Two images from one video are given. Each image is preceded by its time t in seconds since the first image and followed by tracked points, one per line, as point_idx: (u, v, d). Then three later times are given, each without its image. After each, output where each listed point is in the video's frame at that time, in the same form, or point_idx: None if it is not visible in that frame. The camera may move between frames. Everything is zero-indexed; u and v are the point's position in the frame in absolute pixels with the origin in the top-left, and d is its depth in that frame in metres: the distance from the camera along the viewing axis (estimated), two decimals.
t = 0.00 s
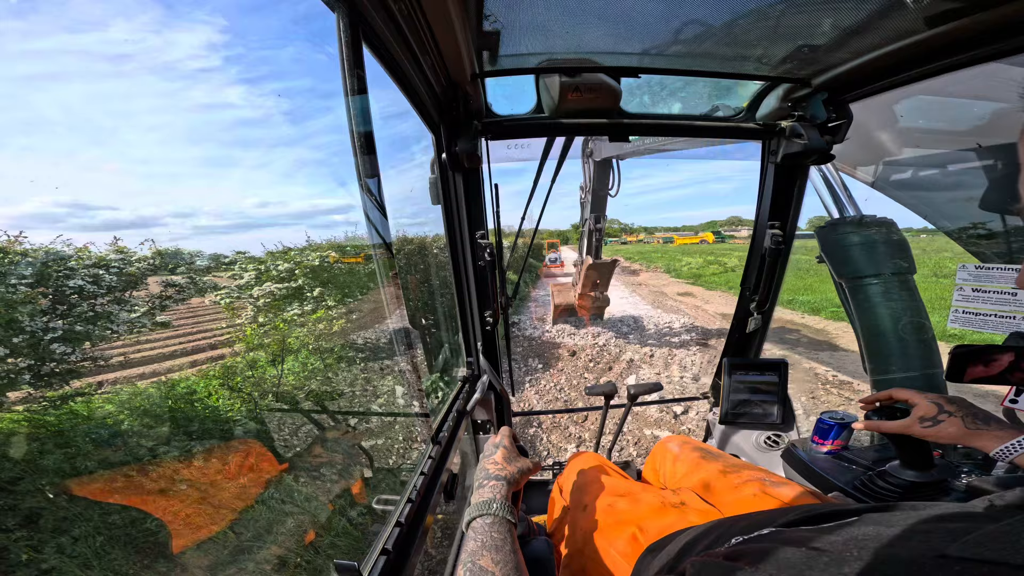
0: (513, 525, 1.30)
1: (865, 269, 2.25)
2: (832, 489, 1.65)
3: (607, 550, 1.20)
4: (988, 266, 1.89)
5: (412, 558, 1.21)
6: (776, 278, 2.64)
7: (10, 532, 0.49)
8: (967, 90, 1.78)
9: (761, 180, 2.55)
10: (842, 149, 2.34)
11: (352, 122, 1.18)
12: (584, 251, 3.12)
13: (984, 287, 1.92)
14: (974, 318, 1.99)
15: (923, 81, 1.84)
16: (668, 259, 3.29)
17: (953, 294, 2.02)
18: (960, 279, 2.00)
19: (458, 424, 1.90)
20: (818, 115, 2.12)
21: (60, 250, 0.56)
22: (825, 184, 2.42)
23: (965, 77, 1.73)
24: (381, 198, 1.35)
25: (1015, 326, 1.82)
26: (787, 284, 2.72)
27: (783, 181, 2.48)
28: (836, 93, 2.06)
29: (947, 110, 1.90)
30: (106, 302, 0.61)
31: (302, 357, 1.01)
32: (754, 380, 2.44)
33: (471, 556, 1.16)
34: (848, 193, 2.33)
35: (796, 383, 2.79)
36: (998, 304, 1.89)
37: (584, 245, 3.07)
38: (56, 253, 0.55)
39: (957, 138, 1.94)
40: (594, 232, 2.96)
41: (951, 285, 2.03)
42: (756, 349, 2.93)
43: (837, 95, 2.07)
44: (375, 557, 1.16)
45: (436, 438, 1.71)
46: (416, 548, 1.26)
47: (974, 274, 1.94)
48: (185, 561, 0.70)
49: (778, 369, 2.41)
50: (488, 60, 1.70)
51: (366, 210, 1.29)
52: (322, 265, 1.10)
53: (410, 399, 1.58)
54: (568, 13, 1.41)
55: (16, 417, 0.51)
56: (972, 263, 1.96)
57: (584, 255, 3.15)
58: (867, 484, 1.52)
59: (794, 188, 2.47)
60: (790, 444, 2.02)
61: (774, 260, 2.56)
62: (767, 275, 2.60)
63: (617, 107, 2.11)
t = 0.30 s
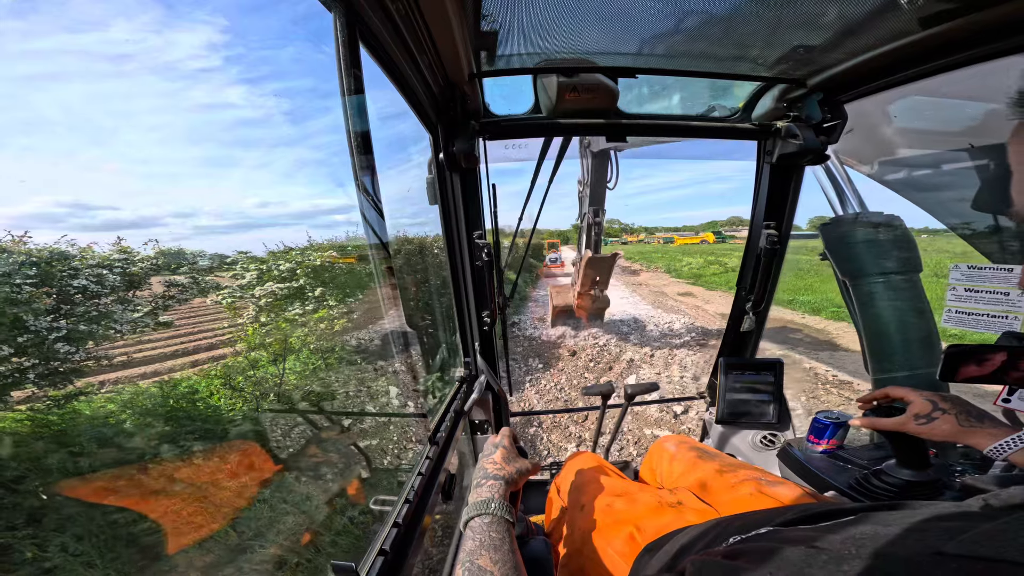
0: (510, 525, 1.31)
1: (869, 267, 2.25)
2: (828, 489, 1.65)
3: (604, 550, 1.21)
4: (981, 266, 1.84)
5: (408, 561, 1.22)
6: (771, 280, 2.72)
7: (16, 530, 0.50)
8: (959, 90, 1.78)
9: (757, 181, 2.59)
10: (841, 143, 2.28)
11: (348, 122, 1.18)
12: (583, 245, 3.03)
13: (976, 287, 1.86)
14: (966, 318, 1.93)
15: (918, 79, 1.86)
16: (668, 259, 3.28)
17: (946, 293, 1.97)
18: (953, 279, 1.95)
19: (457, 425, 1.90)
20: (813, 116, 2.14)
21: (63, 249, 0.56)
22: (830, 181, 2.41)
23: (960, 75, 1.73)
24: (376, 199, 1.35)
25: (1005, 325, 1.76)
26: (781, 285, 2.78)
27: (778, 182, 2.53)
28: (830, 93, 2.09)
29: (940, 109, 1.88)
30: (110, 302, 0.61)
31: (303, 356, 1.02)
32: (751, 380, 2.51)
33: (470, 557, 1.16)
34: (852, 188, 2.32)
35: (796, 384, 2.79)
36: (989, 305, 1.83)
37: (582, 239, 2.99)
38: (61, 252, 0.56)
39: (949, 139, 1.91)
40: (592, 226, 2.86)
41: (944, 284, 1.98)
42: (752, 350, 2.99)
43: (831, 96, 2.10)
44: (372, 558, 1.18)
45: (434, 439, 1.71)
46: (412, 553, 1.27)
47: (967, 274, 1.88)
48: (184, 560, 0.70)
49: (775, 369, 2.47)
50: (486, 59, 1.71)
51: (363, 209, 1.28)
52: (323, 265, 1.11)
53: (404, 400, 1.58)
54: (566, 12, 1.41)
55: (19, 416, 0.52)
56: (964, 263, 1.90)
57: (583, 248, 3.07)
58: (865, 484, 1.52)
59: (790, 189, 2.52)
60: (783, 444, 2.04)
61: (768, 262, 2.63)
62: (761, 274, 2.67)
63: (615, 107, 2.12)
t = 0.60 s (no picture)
0: (507, 526, 1.31)
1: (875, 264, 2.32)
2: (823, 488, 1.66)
3: (600, 549, 1.22)
4: (970, 266, 1.89)
5: (406, 562, 1.23)
6: (765, 280, 2.79)
7: (19, 530, 0.50)
8: (948, 91, 1.79)
9: (750, 183, 2.60)
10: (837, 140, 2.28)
11: (344, 123, 1.18)
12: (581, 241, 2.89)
13: (967, 287, 1.91)
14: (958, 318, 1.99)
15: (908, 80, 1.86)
16: (670, 259, 3.22)
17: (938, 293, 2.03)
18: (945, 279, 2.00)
19: (453, 425, 1.91)
20: (807, 116, 2.13)
21: (68, 249, 0.57)
22: (830, 171, 2.40)
23: (951, 76, 1.73)
24: (371, 199, 1.34)
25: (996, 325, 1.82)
26: (777, 285, 2.78)
27: (772, 182, 2.54)
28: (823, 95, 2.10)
29: (931, 109, 1.89)
30: (114, 301, 0.62)
31: (304, 355, 1.03)
32: (746, 380, 2.51)
33: (468, 557, 1.17)
34: (853, 177, 2.33)
35: (796, 383, 2.80)
36: (980, 304, 1.88)
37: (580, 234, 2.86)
38: (65, 252, 0.57)
39: (938, 139, 1.93)
40: (591, 221, 2.73)
41: (936, 284, 2.04)
42: (747, 348, 3.06)
43: (824, 98, 2.12)
44: (370, 559, 1.17)
45: (431, 440, 1.73)
46: (410, 552, 1.27)
47: (957, 274, 1.94)
48: (187, 558, 0.70)
49: (769, 369, 2.48)
50: (483, 60, 1.71)
51: (358, 210, 1.28)
52: (325, 265, 1.12)
53: (402, 400, 1.59)
54: (563, 13, 1.42)
55: (28, 415, 0.52)
56: (955, 263, 1.95)
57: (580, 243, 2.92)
58: (859, 484, 1.51)
59: (783, 188, 2.53)
60: (779, 444, 2.04)
61: (761, 261, 2.71)
62: (755, 273, 2.74)
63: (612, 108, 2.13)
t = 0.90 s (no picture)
0: (508, 526, 1.32)
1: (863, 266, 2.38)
2: (816, 487, 1.67)
3: (598, 548, 1.23)
4: (959, 266, 1.91)
5: (402, 562, 1.23)
6: (758, 280, 2.78)
7: (27, 527, 0.51)
8: (938, 92, 1.78)
9: (745, 182, 2.61)
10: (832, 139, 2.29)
11: (339, 122, 1.19)
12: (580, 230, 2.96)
13: (956, 286, 1.92)
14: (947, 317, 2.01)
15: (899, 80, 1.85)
16: (670, 259, 3.23)
17: (928, 292, 2.05)
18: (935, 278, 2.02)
19: (450, 425, 1.92)
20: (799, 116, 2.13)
21: (73, 249, 0.58)
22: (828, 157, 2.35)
23: (941, 76, 1.72)
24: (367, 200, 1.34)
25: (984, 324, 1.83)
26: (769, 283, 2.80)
27: (765, 181, 2.54)
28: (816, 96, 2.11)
29: (921, 109, 1.89)
30: (120, 301, 0.63)
31: (305, 355, 1.04)
32: (740, 380, 2.52)
33: (468, 556, 1.18)
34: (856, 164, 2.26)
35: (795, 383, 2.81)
36: (969, 303, 1.90)
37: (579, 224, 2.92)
38: (70, 252, 0.58)
39: (924, 138, 1.92)
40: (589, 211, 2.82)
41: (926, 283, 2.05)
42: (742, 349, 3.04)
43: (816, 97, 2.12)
44: (366, 560, 1.17)
45: (428, 440, 1.73)
46: (407, 552, 1.28)
47: (947, 274, 1.96)
48: (191, 553, 0.71)
49: (762, 368, 2.48)
50: (479, 60, 1.72)
51: (353, 211, 1.27)
52: (328, 264, 1.14)
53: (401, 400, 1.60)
54: (558, 13, 1.43)
55: (37, 414, 0.53)
56: (945, 263, 1.97)
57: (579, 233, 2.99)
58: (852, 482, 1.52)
59: (776, 188, 2.54)
60: (772, 443, 2.05)
61: (755, 261, 2.69)
62: (747, 275, 2.74)
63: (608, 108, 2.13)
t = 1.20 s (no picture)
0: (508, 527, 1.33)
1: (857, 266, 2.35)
2: (811, 486, 1.67)
3: (594, 547, 1.24)
4: (951, 267, 1.91)
5: (401, 563, 1.24)
6: (753, 278, 2.73)
7: (30, 525, 0.51)
8: (934, 93, 1.79)
9: (738, 181, 2.60)
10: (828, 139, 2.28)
11: (333, 122, 1.18)
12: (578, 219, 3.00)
13: (947, 286, 1.93)
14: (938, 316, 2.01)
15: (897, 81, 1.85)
16: (670, 259, 3.27)
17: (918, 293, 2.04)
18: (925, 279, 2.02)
19: (446, 426, 1.92)
20: (793, 117, 2.14)
21: (79, 249, 0.59)
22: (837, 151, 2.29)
23: (938, 77, 1.72)
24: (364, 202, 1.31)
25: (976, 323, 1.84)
26: (764, 283, 2.76)
27: (759, 182, 2.53)
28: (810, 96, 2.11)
29: (917, 110, 1.89)
30: (124, 300, 0.64)
31: (306, 355, 1.05)
32: (735, 379, 2.54)
33: (467, 557, 1.19)
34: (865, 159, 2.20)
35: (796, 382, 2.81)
36: (960, 302, 1.91)
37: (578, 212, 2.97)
38: (76, 252, 0.59)
39: (923, 139, 1.94)
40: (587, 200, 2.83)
41: (916, 284, 2.05)
42: (736, 349, 2.98)
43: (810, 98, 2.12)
44: (363, 560, 1.16)
45: (425, 440, 1.72)
46: (405, 552, 1.28)
47: (938, 274, 1.96)
48: (194, 549, 0.72)
49: (757, 368, 2.50)
50: (476, 60, 1.72)
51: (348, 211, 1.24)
52: (330, 264, 1.15)
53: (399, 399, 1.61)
54: (554, 13, 1.43)
55: (40, 412, 0.53)
56: (935, 263, 1.97)
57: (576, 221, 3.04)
58: (846, 480, 1.53)
59: (771, 188, 2.53)
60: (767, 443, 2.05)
61: (749, 261, 2.66)
62: (743, 274, 2.69)
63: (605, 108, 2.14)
